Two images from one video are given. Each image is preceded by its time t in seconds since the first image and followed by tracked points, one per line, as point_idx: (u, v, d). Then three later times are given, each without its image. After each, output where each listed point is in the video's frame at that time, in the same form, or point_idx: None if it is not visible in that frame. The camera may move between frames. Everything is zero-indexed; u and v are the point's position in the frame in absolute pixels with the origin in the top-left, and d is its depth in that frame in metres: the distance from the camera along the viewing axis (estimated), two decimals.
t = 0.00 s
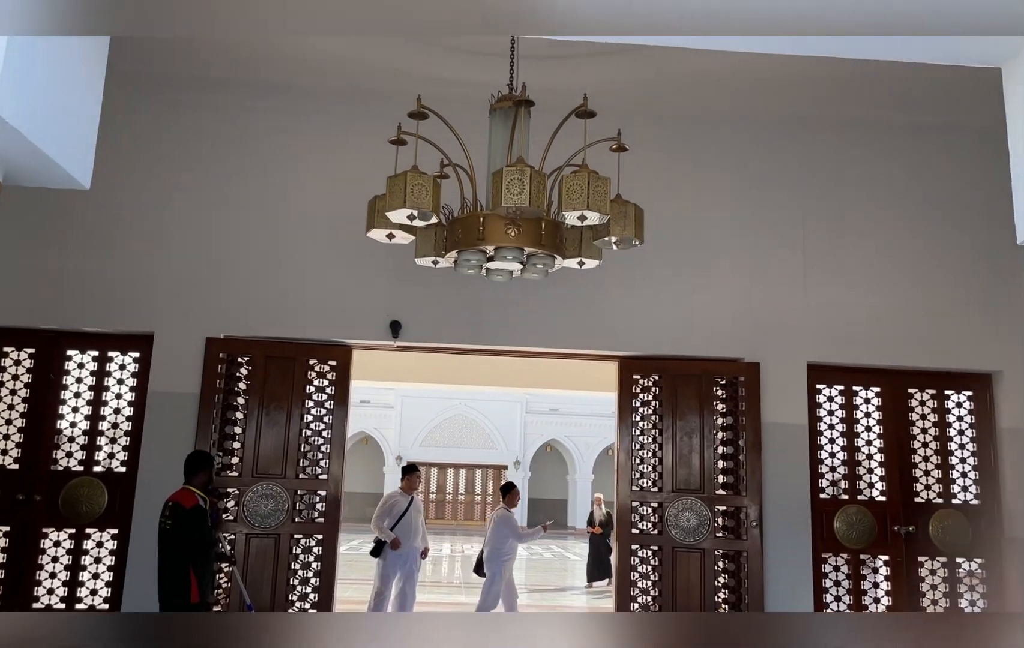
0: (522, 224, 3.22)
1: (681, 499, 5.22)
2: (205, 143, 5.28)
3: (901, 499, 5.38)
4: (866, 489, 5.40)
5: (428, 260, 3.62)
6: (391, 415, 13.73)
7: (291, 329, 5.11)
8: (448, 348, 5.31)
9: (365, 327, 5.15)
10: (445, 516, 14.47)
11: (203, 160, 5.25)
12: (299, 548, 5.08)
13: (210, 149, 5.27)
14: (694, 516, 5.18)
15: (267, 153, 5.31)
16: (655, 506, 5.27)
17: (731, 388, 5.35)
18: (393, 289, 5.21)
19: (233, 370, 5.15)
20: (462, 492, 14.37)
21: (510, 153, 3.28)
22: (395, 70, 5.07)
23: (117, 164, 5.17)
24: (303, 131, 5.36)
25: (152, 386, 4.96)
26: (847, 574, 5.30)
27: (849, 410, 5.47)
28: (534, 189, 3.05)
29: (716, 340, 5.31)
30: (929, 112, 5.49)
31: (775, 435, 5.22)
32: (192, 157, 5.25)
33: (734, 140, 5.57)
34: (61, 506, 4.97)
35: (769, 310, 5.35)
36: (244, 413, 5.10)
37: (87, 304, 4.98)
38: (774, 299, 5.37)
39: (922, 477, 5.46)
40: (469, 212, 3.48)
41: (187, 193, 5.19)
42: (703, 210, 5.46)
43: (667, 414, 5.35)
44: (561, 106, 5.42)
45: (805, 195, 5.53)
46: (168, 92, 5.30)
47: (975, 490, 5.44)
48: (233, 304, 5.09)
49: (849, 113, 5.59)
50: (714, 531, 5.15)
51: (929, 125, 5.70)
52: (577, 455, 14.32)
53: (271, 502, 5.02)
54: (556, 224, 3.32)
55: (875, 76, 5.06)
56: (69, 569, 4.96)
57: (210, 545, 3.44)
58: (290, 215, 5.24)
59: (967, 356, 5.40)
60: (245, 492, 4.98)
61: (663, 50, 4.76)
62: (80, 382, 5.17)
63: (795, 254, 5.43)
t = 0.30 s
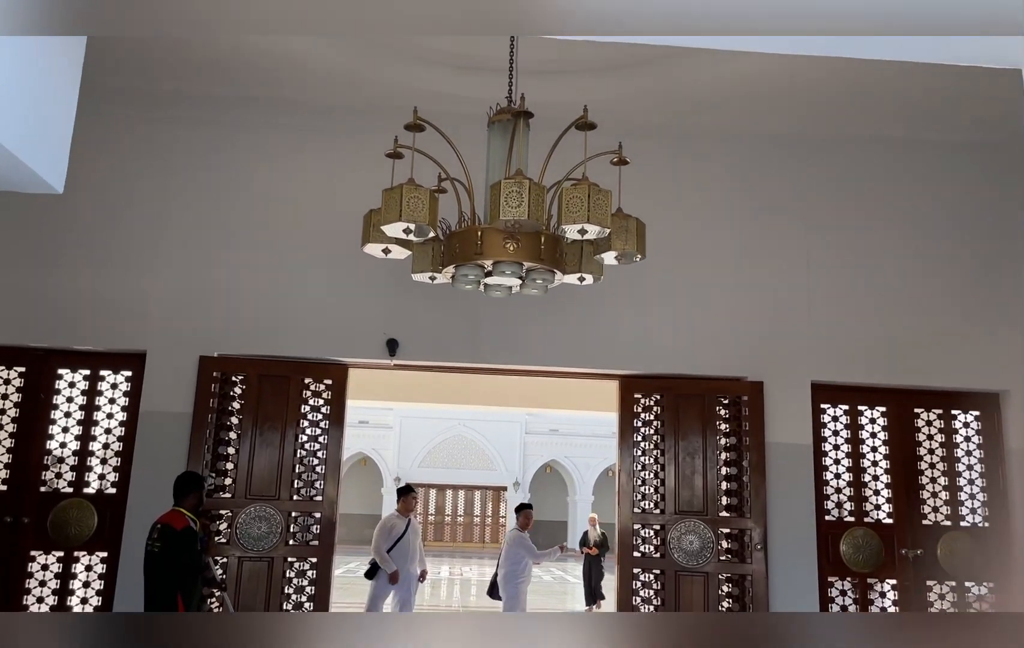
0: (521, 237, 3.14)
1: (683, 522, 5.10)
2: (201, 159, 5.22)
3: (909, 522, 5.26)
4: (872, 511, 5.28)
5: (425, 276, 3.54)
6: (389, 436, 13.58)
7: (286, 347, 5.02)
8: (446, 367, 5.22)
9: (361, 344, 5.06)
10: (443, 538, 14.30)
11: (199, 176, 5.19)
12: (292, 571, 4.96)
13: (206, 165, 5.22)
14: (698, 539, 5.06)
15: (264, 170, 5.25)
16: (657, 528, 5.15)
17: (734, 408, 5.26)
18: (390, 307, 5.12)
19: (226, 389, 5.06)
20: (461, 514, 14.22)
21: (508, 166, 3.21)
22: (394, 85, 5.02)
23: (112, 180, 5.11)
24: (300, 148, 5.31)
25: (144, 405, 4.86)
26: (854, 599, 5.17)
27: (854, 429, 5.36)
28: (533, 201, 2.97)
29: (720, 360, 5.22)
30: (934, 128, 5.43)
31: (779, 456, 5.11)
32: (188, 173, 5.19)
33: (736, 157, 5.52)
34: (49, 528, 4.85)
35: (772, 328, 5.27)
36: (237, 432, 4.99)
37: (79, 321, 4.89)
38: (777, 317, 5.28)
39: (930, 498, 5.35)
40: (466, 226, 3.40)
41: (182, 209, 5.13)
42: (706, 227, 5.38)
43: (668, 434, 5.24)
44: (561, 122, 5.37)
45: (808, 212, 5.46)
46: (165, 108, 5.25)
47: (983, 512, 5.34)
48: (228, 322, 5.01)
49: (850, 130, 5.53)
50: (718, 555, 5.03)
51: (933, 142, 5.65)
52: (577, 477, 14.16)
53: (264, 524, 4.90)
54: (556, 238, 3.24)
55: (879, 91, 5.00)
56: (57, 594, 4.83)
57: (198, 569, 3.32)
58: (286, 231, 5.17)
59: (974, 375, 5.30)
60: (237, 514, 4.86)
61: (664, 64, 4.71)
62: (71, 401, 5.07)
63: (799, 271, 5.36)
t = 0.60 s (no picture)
0: (521, 260, 3.05)
1: (688, 553, 4.96)
2: (196, 184, 5.16)
3: (920, 554, 5.12)
4: (881, 542, 5.14)
5: (423, 301, 3.44)
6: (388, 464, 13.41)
7: (280, 373, 4.91)
8: (444, 394, 5.10)
9: (357, 371, 4.95)
10: (443, 568, 14.07)
11: (194, 201, 5.12)
12: (286, 604, 4.81)
13: (201, 190, 5.15)
14: (703, 571, 4.91)
15: (261, 195, 5.19)
16: (661, 560, 5.00)
17: (739, 436, 5.14)
18: (386, 333, 5.02)
19: (219, 417, 4.94)
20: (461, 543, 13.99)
21: (508, 188, 3.13)
22: (392, 110, 4.95)
23: (107, 205, 5.05)
24: (300, 174, 5.26)
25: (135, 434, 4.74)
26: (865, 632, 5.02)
27: (862, 457, 5.24)
28: (533, 224, 2.88)
29: (724, 386, 5.11)
30: (941, 153, 5.34)
31: (785, 485, 4.99)
32: (182, 198, 5.12)
33: (737, 181, 5.45)
34: (36, 560, 4.71)
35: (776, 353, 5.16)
36: (230, 461, 4.86)
37: (70, 348, 4.78)
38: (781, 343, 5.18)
39: (941, 529, 5.22)
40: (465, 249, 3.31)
41: (176, 233, 5.05)
42: (707, 251, 5.31)
43: (672, 463, 5.11)
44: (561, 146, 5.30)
45: (811, 236, 5.39)
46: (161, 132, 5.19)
47: (994, 543, 5.20)
48: (221, 348, 4.90)
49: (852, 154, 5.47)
50: (724, 587, 4.89)
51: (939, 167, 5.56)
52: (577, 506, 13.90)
53: (256, 556, 4.75)
54: (557, 260, 3.15)
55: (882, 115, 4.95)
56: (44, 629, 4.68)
57: (185, 604, 3.18)
58: (281, 256, 5.09)
59: (983, 402, 5.19)
60: (230, 545, 4.72)
61: (664, 87, 4.65)
62: (61, 430, 4.95)
63: (802, 295, 5.27)
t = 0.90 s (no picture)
0: (524, 279, 2.96)
1: (693, 584, 4.82)
2: (191, 207, 5.10)
3: (931, 585, 4.98)
4: (891, 572, 5.01)
5: (421, 322, 3.34)
6: (385, 493, 12.93)
7: (274, 399, 4.80)
8: (441, 420, 4.98)
9: (353, 396, 4.84)
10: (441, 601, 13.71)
11: (188, 224, 5.06)
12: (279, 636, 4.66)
13: (196, 213, 5.09)
14: (709, 602, 4.77)
15: (256, 217, 5.12)
16: (666, 590, 4.86)
17: (744, 463, 5.03)
18: (383, 357, 4.92)
19: (213, 444, 4.83)
20: (458, 574, 13.10)
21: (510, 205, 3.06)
22: (390, 132, 4.90)
23: (101, 228, 4.98)
24: (296, 196, 5.20)
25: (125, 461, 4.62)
26: None
27: (870, 484, 5.13)
28: (536, 241, 2.80)
29: (728, 412, 5.00)
30: (942, 175, 5.30)
31: (792, 513, 4.86)
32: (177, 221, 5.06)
33: (738, 204, 5.40)
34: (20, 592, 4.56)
35: (780, 378, 5.07)
36: (223, 489, 4.74)
37: (60, 372, 4.68)
38: (786, 367, 5.09)
39: (951, 558, 5.09)
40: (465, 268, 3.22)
41: (171, 257, 4.98)
42: (709, 275, 5.23)
43: (676, 491, 4.98)
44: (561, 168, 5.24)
45: (813, 259, 5.32)
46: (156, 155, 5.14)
47: (1008, 572, 5.06)
48: (214, 372, 4.80)
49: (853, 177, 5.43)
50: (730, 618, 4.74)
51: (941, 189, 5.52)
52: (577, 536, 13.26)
53: (249, 587, 4.60)
54: (560, 279, 3.06)
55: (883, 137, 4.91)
56: None
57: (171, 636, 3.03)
58: (277, 280, 5.01)
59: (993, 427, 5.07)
60: (222, 574, 4.59)
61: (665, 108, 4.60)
62: (49, 457, 4.83)
63: (806, 319, 5.18)
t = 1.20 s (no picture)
0: (528, 299, 2.88)
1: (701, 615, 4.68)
2: (188, 229, 5.02)
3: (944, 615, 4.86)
4: (902, 602, 4.89)
5: (423, 344, 3.25)
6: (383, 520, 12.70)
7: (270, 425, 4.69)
8: (441, 446, 4.87)
9: (351, 421, 4.74)
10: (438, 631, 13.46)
11: (184, 246, 4.98)
12: None
13: (193, 235, 5.01)
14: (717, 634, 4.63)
15: (254, 239, 5.05)
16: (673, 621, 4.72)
17: (751, 490, 4.92)
18: (382, 383, 4.82)
19: (208, 471, 4.71)
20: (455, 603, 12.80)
21: (514, 224, 2.98)
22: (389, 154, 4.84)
23: (96, 249, 4.90)
24: (294, 218, 5.13)
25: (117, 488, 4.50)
26: None
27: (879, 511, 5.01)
28: (543, 260, 2.72)
29: (733, 438, 4.90)
30: (947, 198, 5.25)
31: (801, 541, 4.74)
32: (173, 243, 4.98)
33: (741, 227, 5.33)
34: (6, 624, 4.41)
35: (787, 403, 4.97)
36: (217, 516, 4.61)
37: (52, 396, 4.57)
38: (792, 392, 5.00)
39: (963, 588, 4.97)
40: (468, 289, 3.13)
41: (166, 279, 4.89)
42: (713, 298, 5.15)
43: (682, 519, 4.87)
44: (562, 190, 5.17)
45: (818, 283, 5.25)
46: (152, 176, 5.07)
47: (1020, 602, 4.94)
48: (209, 397, 4.70)
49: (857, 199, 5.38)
50: None
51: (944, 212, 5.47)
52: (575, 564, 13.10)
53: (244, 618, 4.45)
54: (565, 299, 2.98)
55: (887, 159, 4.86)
56: None
57: None
58: (274, 303, 4.92)
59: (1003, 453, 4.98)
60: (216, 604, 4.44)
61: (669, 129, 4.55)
62: (40, 484, 4.70)
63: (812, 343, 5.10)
